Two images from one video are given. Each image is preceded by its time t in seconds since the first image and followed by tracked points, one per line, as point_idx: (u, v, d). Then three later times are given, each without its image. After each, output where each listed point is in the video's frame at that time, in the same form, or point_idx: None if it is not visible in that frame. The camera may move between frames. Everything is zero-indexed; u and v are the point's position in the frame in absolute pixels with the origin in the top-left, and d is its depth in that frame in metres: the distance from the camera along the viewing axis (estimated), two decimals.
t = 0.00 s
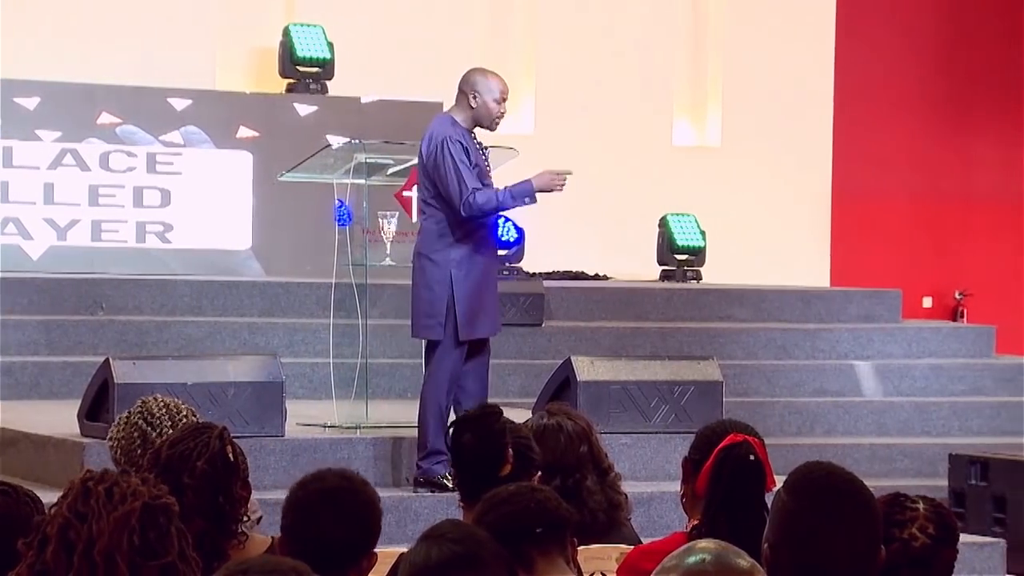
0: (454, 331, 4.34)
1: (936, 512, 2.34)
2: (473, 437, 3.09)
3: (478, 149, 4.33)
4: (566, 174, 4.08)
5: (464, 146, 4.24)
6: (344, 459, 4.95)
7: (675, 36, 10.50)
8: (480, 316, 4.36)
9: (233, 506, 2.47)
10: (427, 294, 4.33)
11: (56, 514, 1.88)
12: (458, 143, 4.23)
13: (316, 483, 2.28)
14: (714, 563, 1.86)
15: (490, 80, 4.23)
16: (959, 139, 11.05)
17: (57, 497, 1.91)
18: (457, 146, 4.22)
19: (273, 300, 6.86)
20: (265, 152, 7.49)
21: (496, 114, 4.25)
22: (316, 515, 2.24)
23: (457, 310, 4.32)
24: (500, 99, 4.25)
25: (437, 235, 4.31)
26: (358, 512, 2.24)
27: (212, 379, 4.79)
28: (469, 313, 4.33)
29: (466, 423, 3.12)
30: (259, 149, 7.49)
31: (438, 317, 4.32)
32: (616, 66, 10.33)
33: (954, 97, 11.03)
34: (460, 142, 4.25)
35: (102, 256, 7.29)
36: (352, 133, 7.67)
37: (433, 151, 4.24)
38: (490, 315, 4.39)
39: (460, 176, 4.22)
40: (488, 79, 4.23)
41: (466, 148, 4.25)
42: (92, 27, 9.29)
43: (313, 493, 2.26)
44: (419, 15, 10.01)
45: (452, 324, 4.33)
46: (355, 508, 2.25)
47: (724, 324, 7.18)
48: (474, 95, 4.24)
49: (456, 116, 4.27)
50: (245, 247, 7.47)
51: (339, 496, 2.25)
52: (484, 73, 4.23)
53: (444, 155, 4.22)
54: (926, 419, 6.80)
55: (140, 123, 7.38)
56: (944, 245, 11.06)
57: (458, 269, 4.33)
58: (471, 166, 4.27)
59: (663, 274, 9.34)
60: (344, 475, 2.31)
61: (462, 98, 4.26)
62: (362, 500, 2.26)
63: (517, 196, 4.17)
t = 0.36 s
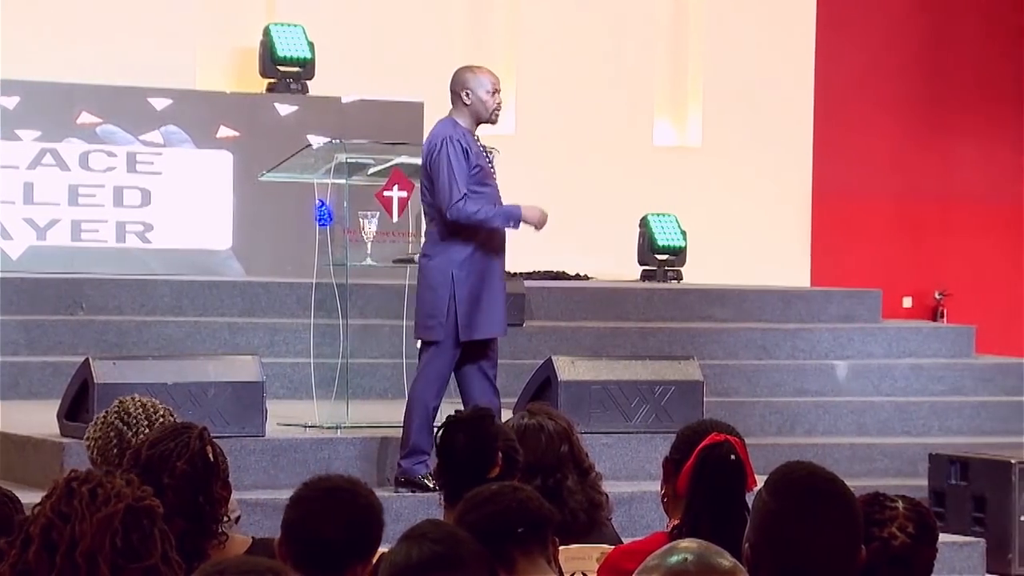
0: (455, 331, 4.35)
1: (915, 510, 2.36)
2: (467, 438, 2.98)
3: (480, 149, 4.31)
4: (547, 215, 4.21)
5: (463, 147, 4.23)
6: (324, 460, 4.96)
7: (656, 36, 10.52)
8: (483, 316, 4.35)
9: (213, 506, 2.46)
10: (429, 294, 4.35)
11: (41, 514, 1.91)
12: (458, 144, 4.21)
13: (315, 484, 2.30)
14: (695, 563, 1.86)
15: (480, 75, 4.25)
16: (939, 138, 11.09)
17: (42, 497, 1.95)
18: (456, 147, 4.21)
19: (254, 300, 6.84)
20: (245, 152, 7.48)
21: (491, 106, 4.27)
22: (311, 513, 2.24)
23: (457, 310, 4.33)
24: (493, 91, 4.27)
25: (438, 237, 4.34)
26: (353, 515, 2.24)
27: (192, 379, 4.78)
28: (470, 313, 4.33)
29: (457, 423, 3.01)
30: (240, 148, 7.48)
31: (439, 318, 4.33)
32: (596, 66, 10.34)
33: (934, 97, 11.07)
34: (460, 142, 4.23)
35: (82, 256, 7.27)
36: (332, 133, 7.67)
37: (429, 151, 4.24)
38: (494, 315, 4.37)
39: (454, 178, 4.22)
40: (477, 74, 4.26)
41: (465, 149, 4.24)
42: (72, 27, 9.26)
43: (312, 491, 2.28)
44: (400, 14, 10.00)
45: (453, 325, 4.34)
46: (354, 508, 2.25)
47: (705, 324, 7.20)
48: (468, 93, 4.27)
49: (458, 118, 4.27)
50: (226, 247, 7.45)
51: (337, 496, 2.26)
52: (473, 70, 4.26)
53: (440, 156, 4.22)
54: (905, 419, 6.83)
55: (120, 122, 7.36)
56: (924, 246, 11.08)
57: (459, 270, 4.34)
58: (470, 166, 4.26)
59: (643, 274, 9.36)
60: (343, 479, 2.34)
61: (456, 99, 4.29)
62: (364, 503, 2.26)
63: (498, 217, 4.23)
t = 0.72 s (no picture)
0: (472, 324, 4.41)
1: (898, 509, 2.37)
2: (466, 441, 2.93)
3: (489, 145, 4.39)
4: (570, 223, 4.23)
5: (470, 143, 4.33)
6: (308, 459, 4.97)
7: (640, 36, 10.53)
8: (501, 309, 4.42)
9: (197, 506, 2.47)
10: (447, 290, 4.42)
11: (28, 514, 1.92)
12: (464, 139, 4.32)
13: (296, 481, 2.29)
14: (679, 563, 1.86)
15: (478, 73, 4.33)
16: (921, 136, 11.10)
17: (30, 497, 1.96)
18: (461, 142, 4.31)
19: (237, 300, 6.83)
20: (228, 152, 7.47)
21: (494, 102, 4.36)
22: (297, 515, 2.23)
23: (473, 305, 4.40)
24: (493, 88, 4.36)
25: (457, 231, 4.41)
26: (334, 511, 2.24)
27: (174, 379, 4.77)
28: (486, 307, 4.40)
29: (455, 425, 2.95)
30: (223, 148, 7.46)
31: (458, 314, 4.41)
32: (579, 66, 10.36)
33: (917, 95, 11.07)
34: (465, 137, 4.33)
35: (65, 256, 7.25)
36: (315, 133, 7.68)
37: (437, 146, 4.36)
38: (509, 309, 4.43)
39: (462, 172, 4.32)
40: (476, 73, 4.34)
41: (471, 144, 4.33)
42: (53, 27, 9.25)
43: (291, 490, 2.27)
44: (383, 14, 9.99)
45: (470, 320, 4.40)
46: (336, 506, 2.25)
47: (688, 324, 7.22)
48: (469, 93, 4.35)
49: (465, 118, 4.37)
50: (209, 246, 7.42)
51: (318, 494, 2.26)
52: (471, 69, 4.34)
53: (447, 153, 4.32)
54: (889, 419, 6.85)
55: (103, 122, 7.35)
56: (906, 246, 11.10)
57: (476, 267, 4.41)
58: (478, 160, 4.34)
59: (626, 274, 9.37)
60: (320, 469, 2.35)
61: (460, 100, 4.38)
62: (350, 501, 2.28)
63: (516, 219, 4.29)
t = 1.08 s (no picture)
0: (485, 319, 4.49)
1: (881, 509, 2.38)
2: (457, 442, 2.91)
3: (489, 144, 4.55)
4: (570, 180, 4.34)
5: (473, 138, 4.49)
6: (293, 460, 4.96)
7: (625, 36, 10.54)
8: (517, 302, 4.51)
9: (181, 506, 2.46)
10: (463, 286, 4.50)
11: (11, 515, 1.92)
12: (468, 135, 4.50)
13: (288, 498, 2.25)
14: (664, 563, 1.86)
15: (466, 78, 4.51)
16: (905, 134, 11.09)
17: (14, 497, 1.96)
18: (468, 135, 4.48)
19: (222, 300, 6.83)
20: (213, 152, 7.45)
21: (483, 105, 4.52)
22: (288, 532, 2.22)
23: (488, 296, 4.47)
24: (482, 91, 4.52)
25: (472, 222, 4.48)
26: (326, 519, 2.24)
27: (160, 379, 4.76)
28: (499, 302, 4.48)
29: (449, 424, 2.93)
30: (208, 148, 7.45)
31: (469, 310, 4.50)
32: (564, 66, 10.37)
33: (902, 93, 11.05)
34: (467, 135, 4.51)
35: (49, 256, 7.24)
36: (300, 132, 7.67)
37: (443, 145, 4.50)
38: (523, 303, 4.51)
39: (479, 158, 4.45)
40: (464, 78, 4.51)
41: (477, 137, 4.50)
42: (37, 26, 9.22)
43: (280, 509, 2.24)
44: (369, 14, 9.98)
45: (482, 314, 4.47)
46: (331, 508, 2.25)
47: (673, 324, 7.23)
48: (459, 99, 4.52)
49: (461, 122, 4.55)
50: (193, 246, 7.40)
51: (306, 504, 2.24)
52: (458, 76, 4.51)
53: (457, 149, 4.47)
54: (873, 419, 6.87)
55: (87, 122, 7.34)
56: (891, 247, 11.10)
57: (489, 262, 4.47)
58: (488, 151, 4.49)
59: (611, 274, 9.38)
60: (304, 476, 2.30)
61: (452, 107, 4.56)
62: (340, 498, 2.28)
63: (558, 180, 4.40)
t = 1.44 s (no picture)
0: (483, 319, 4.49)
1: (868, 509, 2.39)
2: (444, 442, 2.89)
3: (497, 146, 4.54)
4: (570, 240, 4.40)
5: (480, 140, 4.46)
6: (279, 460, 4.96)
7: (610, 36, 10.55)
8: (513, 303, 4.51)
9: (168, 506, 2.46)
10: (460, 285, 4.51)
11: None
12: (473, 136, 4.45)
13: (251, 495, 2.26)
14: (652, 563, 1.86)
15: (480, 78, 4.54)
16: (892, 135, 11.02)
17: None
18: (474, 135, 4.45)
19: (208, 299, 6.82)
20: (200, 151, 7.45)
21: (496, 105, 4.56)
22: (257, 531, 2.23)
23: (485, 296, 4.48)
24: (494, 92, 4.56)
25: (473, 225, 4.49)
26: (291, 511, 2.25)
27: (146, 379, 4.76)
28: (497, 302, 4.48)
29: (434, 424, 2.91)
30: (194, 148, 7.44)
31: (469, 309, 4.50)
32: (550, 66, 10.37)
33: (890, 93, 10.99)
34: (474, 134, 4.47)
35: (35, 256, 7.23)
36: (287, 132, 7.67)
37: (448, 144, 4.48)
38: (521, 306, 4.51)
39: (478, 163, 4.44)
40: (476, 78, 4.54)
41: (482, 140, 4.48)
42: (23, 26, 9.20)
43: (246, 508, 2.25)
44: (355, 13, 9.97)
45: (481, 314, 4.48)
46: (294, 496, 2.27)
47: (660, 323, 7.25)
48: (471, 97, 4.54)
49: (471, 121, 4.54)
50: (181, 246, 7.39)
51: (272, 497, 2.25)
52: (472, 76, 4.54)
53: (460, 147, 4.45)
54: (859, 419, 6.89)
55: (74, 122, 7.33)
56: (876, 247, 11.03)
57: (487, 262, 4.50)
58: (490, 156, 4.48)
59: (598, 274, 9.39)
60: (262, 470, 2.31)
61: (462, 106, 4.56)
62: (301, 485, 2.30)
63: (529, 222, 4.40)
